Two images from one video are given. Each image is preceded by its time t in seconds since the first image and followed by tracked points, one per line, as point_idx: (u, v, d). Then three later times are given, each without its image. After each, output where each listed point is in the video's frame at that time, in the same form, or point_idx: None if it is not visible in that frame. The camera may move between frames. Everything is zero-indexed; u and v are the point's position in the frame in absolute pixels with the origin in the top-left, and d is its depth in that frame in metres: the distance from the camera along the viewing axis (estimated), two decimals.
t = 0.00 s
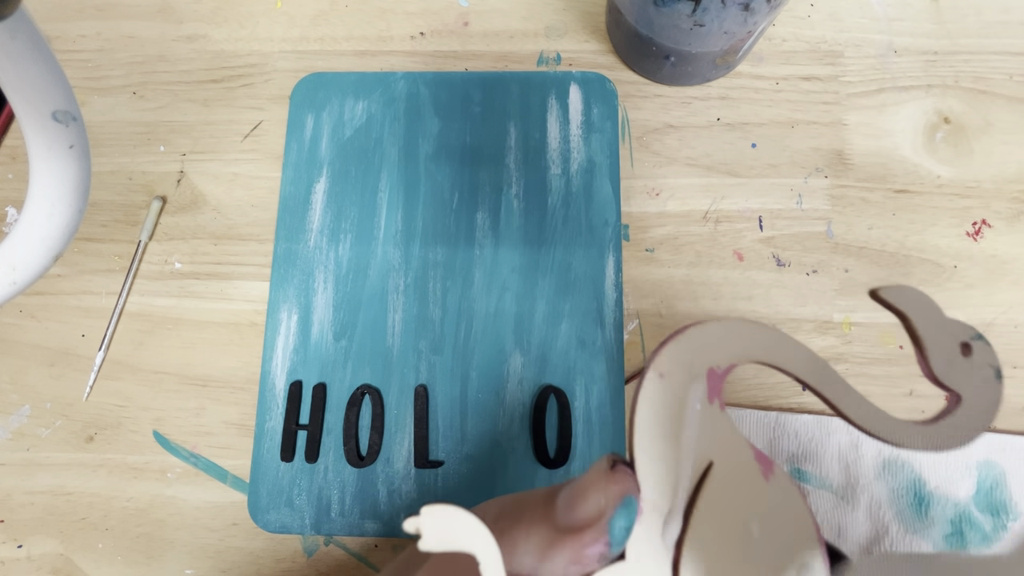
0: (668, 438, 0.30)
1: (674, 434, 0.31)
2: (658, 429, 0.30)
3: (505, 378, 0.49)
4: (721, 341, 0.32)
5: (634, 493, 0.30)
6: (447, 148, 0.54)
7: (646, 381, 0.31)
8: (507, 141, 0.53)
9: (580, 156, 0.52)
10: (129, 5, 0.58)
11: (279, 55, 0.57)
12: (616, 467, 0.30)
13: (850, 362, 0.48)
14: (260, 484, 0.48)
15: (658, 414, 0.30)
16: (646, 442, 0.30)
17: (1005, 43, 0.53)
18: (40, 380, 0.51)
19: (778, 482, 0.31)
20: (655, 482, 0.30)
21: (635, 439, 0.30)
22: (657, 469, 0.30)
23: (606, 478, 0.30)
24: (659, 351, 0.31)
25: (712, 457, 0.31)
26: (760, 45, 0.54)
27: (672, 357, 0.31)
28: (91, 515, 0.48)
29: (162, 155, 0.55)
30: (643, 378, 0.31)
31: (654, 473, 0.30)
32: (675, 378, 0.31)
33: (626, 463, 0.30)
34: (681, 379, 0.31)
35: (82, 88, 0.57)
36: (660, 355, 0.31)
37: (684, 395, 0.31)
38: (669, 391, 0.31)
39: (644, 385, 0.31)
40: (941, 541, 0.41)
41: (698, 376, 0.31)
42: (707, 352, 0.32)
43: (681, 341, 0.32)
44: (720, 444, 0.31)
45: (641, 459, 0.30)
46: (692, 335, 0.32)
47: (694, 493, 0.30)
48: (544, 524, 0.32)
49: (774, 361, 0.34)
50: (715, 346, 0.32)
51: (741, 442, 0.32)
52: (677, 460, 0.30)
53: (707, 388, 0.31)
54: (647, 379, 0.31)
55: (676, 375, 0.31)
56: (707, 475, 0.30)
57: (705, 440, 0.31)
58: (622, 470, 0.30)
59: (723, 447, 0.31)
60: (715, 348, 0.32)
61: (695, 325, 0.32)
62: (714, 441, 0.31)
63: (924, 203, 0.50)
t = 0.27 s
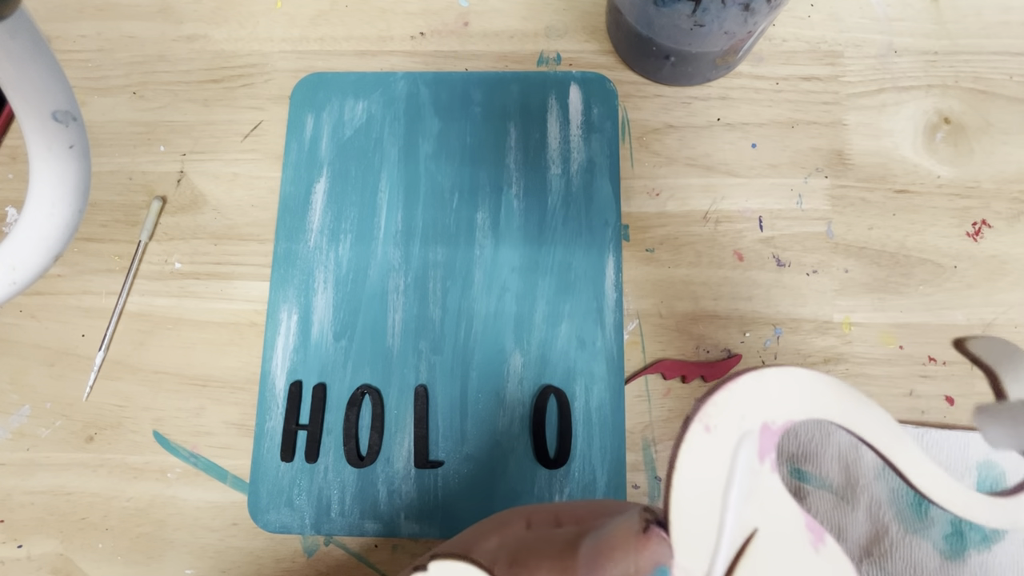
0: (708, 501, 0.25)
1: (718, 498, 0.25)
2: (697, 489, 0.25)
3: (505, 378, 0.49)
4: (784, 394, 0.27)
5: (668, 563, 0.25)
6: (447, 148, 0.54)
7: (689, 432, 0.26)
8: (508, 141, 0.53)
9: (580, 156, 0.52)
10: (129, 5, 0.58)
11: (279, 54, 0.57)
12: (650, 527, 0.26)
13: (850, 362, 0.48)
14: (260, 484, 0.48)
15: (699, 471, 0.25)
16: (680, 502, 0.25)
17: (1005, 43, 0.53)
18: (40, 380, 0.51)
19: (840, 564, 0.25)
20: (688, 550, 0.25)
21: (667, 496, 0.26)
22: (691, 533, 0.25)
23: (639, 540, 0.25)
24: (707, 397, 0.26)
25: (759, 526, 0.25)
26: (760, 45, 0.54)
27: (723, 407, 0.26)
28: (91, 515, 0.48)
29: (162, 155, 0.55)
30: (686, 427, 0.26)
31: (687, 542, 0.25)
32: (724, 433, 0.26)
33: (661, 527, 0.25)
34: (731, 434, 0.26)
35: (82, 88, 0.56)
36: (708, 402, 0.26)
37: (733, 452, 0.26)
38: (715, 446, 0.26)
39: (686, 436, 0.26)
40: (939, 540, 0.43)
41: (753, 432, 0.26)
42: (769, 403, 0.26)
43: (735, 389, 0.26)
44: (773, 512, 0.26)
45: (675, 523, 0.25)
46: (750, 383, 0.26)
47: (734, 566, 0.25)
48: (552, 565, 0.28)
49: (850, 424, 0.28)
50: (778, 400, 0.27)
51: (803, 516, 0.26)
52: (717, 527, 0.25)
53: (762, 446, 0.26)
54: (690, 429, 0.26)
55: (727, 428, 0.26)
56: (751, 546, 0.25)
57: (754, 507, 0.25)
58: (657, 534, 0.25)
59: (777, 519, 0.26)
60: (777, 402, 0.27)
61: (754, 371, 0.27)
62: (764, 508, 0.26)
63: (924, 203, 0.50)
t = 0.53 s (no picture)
0: (730, 526, 0.24)
1: (741, 522, 0.25)
2: (719, 514, 0.24)
3: (505, 378, 0.49)
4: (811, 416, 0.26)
5: None
6: (448, 148, 0.54)
7: (712, 456, 0.25)
8: (508, 141, 0.53)
9: (580, 156, 0.52)
10: (129, 5, 0.58)
11: (279, 54, 0.57)
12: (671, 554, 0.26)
13: (850, 362, 0.48)
14: (260, 484, 0.48)
15: (722, 495, 0.24)
16: (701, 526, 0.24)
17: (1005, 43, 0.53)
18: (40, 380, 0.51)
19: None
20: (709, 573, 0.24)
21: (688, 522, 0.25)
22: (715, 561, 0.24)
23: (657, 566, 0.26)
24: (731, 420, 0.25)
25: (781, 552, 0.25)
26: (760, 45, 0.54)
27: (748, 430, 0.25)
28: (91, 515, 0.48)
29: (162, 155, 0.55)
30: (709, 451, 0.25)
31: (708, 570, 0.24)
32: (749, 456, 0.25)
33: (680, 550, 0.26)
34: (755, 457, 0.25)
35: (82, 88, 0.56)
36: (734, 425, 0.25)
37: (757, 476, 0.25)
38: (738, 470, 0.25)
39: (708, 459, 0.25)
40: (939, 540, 0.43)
41: (778, 455, 0.25)
42: (794, 425, 0.26)
43: (760, 411, 0.26)
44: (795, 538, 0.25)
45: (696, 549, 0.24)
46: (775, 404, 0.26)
47: None
48: None
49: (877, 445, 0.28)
50: (803, 422, 0.26)
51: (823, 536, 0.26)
52: (740, 553, 0.24)
53: (785, 470, 0.25)
54: (714, 453, 0.25)
55: (750, 451, 0.25)
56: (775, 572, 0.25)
57: (774, 529, 0.25)
58: (678, 562, 0.26)
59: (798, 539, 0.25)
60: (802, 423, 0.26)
61: (779, 392, 0.26)
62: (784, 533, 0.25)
63: (924, 203, 0.50)
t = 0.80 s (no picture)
0: (725, 536, 0.24)
1: (735, 531, 0.24)
2: (714, 523, 0.24)
3: (505, 378, 0.49)
4: (802, 421, 0.26)
5: None
6: (448, 148, 0.54)
7: (705, 465, 0.24)
8: (508, 141, 0.53)
9: (580, 156, 0.52)
10: (129, 5, 0.58)
11: (279, 54, 0.57)
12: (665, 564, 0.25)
13: (850, 362, 0.48)
14: (261, 484, 0.48)
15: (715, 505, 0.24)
16: (696, 537, 0.24)
17: (1005, 43, 0.53)
18: (40, 380, 0.51)
19: None
20: None
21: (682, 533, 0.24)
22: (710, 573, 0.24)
23: None
24: (726, 429, 0.24)
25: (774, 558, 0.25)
26: (760, 45, 0.54)
27: (742, 439, 0.25)
28: (91, 515, 0.48)
29: (162, 155, 0.55)
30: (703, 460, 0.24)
31: None
32: (744, 465, 0.24)
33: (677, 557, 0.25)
34: (750, 466, 0.24)
35: (82, 88, 0.56)
36: (728, 435, 0.24)
37: (751, 485, 0.24)
38: (732, 480, 0.24)
39: (702, 470, 0.24)
40: (939, 540, 0.43)
41: (772, 463, 0.25)
42: (787, 431, 0.25)
43: (755, 418, 0.25)
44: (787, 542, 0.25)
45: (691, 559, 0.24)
46: (769, 410, 0.25)
47: None
48: None
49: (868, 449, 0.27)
50: (796, 427, 0.25)
51: (812, 539, 0.26)
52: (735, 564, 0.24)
53: (779, 477, 0.25)
54: (708, 463, 0.24)
55: (745, 461, 0.24)
56: None
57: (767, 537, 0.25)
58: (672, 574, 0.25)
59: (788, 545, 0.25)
60: (795, 429, 0.25)
61: (773, 398, 0.25)
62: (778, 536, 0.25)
63: (924, 203, 0.50)
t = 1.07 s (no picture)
0: (773, 560, 0.24)
1: (784, 558, 0.24)
2: (762, 549, 0.24)
3: (505, 378, 0.49)
4: (849, 447, 0.26)
5: None
6: (448, 148, 0.54)
7: (756, 493, 0.24)
8: (508, 141, 0.53)
9: (580, 156, 0.52)
10: (129, 5, 0.58)
11: (279, 54, 0.57)
12: None
13: (850, 362, 0.48)
14: (260, 484, 0.48)
15: (766, 532, 0.24)
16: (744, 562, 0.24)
17: (1005, 43, 0.53)
18: (40, 380, 0.51)
19: None
20: None
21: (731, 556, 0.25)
22: None
23: None
24: (776, 455, 0.25)
25: None
26: (760, 45, 0.54)
27: (794, 466, 0.25)
28: (91, 515, 0.48)
29: (162, 155, 0.55)
30: (756, 487, 0.24)
31: None
32: (794, 492, 0.25)
33: None
34: (800, 494, 0.25)
35: (82, 88, 0.56)
36: (779, 462, 0.25)
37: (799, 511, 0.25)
38: (783, 507, 0.25)
39: (754, 497, 0.24)
40: (939, 540, 0.43)
41: (823, 491, 0.25)
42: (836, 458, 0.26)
43: (805, 445, 0.25)
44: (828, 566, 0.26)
45: None
46: (819, 436, 0.26)
47: None
48: None
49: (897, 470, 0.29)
50: (844, 455, 0.26)
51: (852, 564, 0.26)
52: None
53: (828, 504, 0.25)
54: (759, 490, 0.24)
55: (795, 488, 0.25)
56: None
57: (813, 563, 0.25)
58: None
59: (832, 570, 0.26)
60: (843, 456, 0.26)
61: (822, 424, 0.26)
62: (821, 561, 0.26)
63: (924, 203, 0.50)
